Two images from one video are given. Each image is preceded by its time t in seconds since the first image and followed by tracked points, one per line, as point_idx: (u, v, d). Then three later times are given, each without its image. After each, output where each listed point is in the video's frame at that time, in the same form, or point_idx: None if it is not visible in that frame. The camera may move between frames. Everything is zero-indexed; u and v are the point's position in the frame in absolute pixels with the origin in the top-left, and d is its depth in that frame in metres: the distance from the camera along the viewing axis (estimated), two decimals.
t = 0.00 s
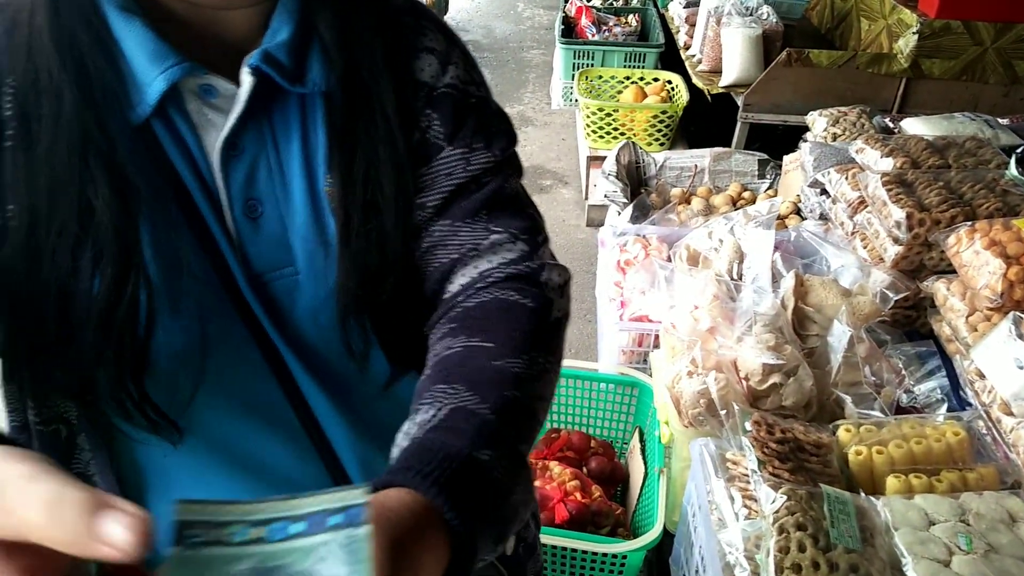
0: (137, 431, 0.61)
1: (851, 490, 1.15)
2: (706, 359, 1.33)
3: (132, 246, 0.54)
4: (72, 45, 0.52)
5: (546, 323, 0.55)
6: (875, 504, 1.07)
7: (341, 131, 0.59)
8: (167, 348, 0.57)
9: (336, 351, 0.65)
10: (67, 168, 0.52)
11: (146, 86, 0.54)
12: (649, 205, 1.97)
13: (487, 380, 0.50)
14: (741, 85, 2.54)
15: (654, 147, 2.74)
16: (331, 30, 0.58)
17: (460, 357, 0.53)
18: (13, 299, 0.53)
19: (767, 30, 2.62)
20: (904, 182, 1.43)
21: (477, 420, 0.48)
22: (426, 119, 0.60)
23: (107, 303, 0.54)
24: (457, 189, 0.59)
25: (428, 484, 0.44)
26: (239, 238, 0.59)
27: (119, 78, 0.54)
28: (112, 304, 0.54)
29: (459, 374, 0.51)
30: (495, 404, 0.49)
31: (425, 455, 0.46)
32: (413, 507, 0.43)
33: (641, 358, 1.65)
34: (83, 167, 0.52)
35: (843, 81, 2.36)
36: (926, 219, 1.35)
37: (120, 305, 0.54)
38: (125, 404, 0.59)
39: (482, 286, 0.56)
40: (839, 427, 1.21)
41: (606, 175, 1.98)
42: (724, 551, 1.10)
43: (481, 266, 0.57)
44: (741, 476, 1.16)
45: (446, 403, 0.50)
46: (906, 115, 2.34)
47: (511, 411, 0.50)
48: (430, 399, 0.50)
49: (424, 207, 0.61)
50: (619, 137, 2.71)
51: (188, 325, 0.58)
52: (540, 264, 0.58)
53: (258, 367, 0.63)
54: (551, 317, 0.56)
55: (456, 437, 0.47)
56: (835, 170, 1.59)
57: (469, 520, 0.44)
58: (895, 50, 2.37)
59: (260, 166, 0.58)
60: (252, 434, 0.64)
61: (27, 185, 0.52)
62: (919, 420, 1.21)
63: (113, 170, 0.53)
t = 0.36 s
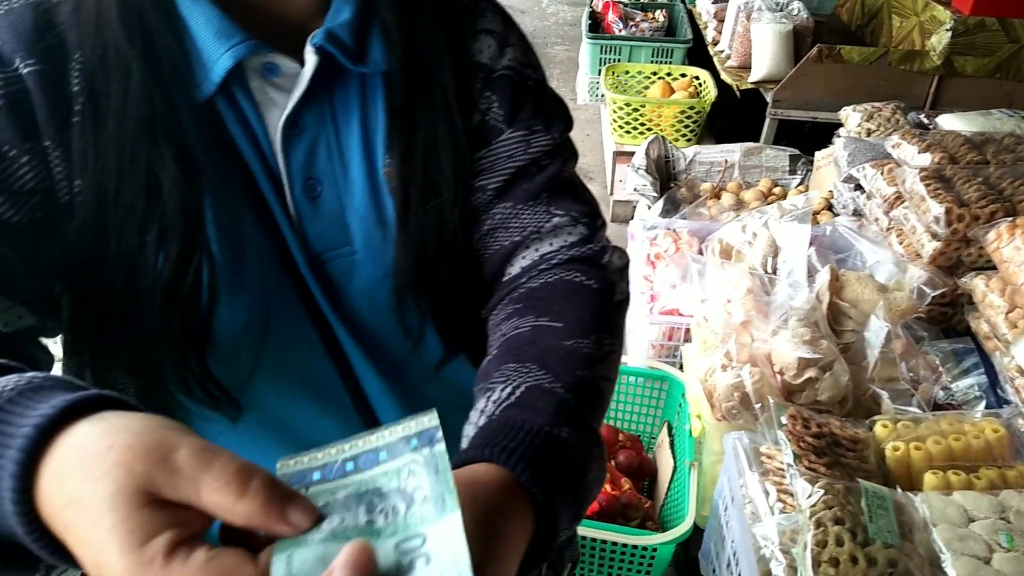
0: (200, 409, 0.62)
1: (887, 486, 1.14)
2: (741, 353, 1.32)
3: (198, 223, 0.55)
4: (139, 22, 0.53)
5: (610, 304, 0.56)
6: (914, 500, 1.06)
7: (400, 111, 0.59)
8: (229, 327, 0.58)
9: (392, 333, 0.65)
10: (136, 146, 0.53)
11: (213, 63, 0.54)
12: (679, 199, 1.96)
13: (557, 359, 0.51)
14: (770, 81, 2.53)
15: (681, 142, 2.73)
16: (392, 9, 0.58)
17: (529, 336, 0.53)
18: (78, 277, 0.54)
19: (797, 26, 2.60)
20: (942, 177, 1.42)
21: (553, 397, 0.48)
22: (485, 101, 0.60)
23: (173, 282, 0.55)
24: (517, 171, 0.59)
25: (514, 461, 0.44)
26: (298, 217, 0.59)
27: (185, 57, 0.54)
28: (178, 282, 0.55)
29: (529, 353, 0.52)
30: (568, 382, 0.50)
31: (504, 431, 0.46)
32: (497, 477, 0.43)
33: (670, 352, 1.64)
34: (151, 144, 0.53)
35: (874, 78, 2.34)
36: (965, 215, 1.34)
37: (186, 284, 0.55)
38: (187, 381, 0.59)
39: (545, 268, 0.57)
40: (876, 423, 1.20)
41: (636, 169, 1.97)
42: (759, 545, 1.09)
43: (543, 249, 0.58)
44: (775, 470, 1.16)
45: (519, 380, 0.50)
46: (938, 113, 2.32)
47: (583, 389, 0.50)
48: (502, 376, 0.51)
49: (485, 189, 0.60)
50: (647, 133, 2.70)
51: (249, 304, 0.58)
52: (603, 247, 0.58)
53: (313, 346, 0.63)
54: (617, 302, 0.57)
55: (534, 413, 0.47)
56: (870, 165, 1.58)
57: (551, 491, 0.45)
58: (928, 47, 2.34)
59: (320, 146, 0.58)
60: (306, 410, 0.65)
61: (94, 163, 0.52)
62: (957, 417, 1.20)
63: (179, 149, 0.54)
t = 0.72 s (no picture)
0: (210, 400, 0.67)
1: (898, 490, 1.13)
2: (754, 353, 1.32)
3: (210, 222, 0.58)
4: (154, 26, 0.56)
5: (617, 301, 0.60)
6: (924, 504, 1.05)
7: (410, 111, 0.62)
8: (238, 324, 0.62)
9: (399, 328, 0.70)
10: (149, 147, 0.56)
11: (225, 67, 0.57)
12: (696, 198, 1.96)
13: (567, 354, 0.54)
14: (791, 80, 2.51)
15: (700, 140, 2.71)
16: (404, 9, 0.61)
17: (540, 331, 0.57)
18: (94, 275, 0.59)
19: (820, 24, 2.58)
20: (961, 179, 1.41)
21: (560, 388, 0.52)
22: (497, 102, 0.64)
23: (183, 278, 0.58)
24: (530, 170, 0.63)
25: (520, 448, 0.48)
26: (307, 216, 0.63)
27: (200, 61, 0.58)
28: (188, 279, 0.58)
29: (538, 348, 0.55)
30: (577, 375, 0.53)
31: (515, 419, 0.50)
32: (504, 464, 0.47)
33: (683, 351, 1.64)
34: (164, 146, 0.56)
35: (896, 78, 2.32)
36: (984, 218, 1.32)
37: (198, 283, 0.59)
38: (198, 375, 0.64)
39: (556, 266, 0.61)
40: (888, 426, 1.19)
41: (653, 167, 1.97)
42: (767, 547, 1.09)
43: (553, 247, 0.62)
44: (785, 472, 1.15)
45: (529, 372, 0.53)
46: (961, 113, 2.29)
47: (591, 382, 0.54)
48: (513, 368, 0.54)
49: (496, 189, 0.65)
50: (665, 130, 2.69)
51: (258, 301, 0.62)
52: (613, 246, 0.62)
53: (322, 342, 0.69)
54: (626, 300, 0.61)
55: (543, 404, 0.51)
56: (889, 166, 1.56)
57: (557, 476, 0.48)
58: (952, 47, 2.31)
59: (330, 147, 0.62)
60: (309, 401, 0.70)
61: (108, 166, 0.56)
62: (971, 422, 1.19)
63: (191, 150, 0.57)
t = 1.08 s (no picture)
0: (210, 386, 0.67)
1: (913, 484, 1.12)
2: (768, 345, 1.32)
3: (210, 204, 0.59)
4: (155, 4, 0.55)
5: (622, 290, 0.59)
6: (941, 499, 1.04)
7: (413, 94, 0.62)
8: (238, 309, 0.63)
9: (401, 313, 0.70)
10: (148, 129, 0.56)
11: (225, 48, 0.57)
12: (709, 189, 1.94)
13: (567, 349, 0.54)
14: (806, 72, 2.48)
15: (712, 132, 2.70)
16: None
17: (539, 327, 0.56)
18: (95, 257, 0.58)
19: (835, 15, 2.55)
20: (980, 172, 1.39)
21: (558, 388, 0.52)
22: (502, 85, 0.63)
23: (183, 261, 0.59)
24: (531, 157, 0.63)
25: (516, 454, 0.48)
26: (309, 199, 0.63)
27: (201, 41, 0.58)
28: (188, 261, 0.59)
29: (537, 344, 0.55)
30: (575, 374, 0.53)
31: (510, 422, 0.50)
32: (499, 472, 0.47)
33: (696, 343, 1.63)
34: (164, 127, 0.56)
35: (912, 70, 2.29)
36: (1003, 210, 1.31)
37: (198, 265, 0.59)
38: (197, 359, 0.64)
39: (557, 256, 0.61)
40: (904, 420, 1.18)
41: (666, 158, 1.96)
42: (781, 539, 1.09)
43: (556, 236, 0.61)
44: (800, 465, 1.15)
45: (526, 371, 0.53)
46: (979, 106, 2.26)
47: (591, 379, 0.54)
48: (510, 367, 0.54)
49: (499, 175, 0.64)
50: (678, 122, 2.67)
51: (258, 283, 0.63)
52: (617, 234, 0.62)
53: (322, 325, 0.70)
54: (630, 291, 0.60)
55: (541, 406, 0.51)
56: (906, 158, 1.55)
57: (555, 480, 0.48)
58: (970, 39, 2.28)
59: (333, 130, 0.62)
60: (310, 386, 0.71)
61: (106, 148, 0.56)
62: (988, 417, 1.18)
63: (191, 133, 0.57)
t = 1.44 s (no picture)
0: (213, 378, 0.66)
1: (928, 477, 1.12)
2: (783, 337, 1.31)
3: (211, 196, 0.59)
4: None
5: (624, 287, 0.58)
6: (956, 493, 1.03)
7: (414, 87, 0.62)
8: (239, 300, 0.63)
9: (401, 309, 0.70)
10: (148, 118, 0.56)
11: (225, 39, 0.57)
12: (722, 179, 1.93)
13: (564, 346, 0.53)
14: (821, 60, 2.46)
15: (726, 121, 2.68)
16: None
17: (536, 323, 0.55)
18: (99, 248, 0.58)
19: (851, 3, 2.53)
20: (998, 163, 1.38)
21: (554, 387, 0.50)
22: (505, 76, 0.63)
23: (184, 253, 0.59)
24: (534, 150, 0.62)
25: (502, 454, 0.46)
26: (310, 195, 0.63)
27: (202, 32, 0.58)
28: (188, 252, 0.59)
29: (533, 341, 0.53)
30: (569, 374, 0.52)
31: (498, 422, 0.48)
32: (484, 473, 0.45)
33: (709, 334, 1.63)
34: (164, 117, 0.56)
35: (929, 59, 2.27)
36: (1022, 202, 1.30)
37: (199, 256, 0.59)
38: (199, 350, 0.63)
39: (559, 251, 0.60)
40: (919, 413, 1.18)
41: (679, 147, 1.94)
42: (794, 531, 1.09)
43: (558, 230, 0.61)
44: (813, 457, 1.14)
45: (519, 370, 0.51)
46: (996, 96, 2.24)
47: (586, 380, 0.52)
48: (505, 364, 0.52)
49: (501, 167, 0.64)
50: (691, 110, 2.65)
51: (260, 278, 0.63)
52: (621, 229, 0.61)
53: (325, 319, 0.70)
54: (631, 287, 0.59)
55: (531, 406, 0.49)
56: (923, 148, 1.53)
57: (545, 483, 0.46)
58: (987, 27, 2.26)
59: (333, 124, 0.62)
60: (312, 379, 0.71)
61: (107, 137, 0.56)
62: (1004, 411, 1.17)
63: (192, 125, 0.57)
